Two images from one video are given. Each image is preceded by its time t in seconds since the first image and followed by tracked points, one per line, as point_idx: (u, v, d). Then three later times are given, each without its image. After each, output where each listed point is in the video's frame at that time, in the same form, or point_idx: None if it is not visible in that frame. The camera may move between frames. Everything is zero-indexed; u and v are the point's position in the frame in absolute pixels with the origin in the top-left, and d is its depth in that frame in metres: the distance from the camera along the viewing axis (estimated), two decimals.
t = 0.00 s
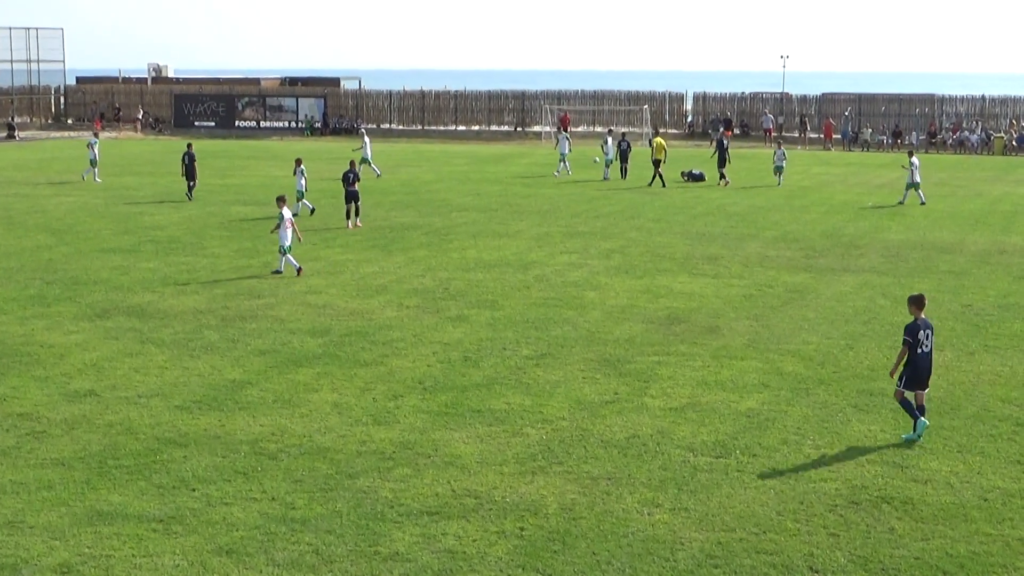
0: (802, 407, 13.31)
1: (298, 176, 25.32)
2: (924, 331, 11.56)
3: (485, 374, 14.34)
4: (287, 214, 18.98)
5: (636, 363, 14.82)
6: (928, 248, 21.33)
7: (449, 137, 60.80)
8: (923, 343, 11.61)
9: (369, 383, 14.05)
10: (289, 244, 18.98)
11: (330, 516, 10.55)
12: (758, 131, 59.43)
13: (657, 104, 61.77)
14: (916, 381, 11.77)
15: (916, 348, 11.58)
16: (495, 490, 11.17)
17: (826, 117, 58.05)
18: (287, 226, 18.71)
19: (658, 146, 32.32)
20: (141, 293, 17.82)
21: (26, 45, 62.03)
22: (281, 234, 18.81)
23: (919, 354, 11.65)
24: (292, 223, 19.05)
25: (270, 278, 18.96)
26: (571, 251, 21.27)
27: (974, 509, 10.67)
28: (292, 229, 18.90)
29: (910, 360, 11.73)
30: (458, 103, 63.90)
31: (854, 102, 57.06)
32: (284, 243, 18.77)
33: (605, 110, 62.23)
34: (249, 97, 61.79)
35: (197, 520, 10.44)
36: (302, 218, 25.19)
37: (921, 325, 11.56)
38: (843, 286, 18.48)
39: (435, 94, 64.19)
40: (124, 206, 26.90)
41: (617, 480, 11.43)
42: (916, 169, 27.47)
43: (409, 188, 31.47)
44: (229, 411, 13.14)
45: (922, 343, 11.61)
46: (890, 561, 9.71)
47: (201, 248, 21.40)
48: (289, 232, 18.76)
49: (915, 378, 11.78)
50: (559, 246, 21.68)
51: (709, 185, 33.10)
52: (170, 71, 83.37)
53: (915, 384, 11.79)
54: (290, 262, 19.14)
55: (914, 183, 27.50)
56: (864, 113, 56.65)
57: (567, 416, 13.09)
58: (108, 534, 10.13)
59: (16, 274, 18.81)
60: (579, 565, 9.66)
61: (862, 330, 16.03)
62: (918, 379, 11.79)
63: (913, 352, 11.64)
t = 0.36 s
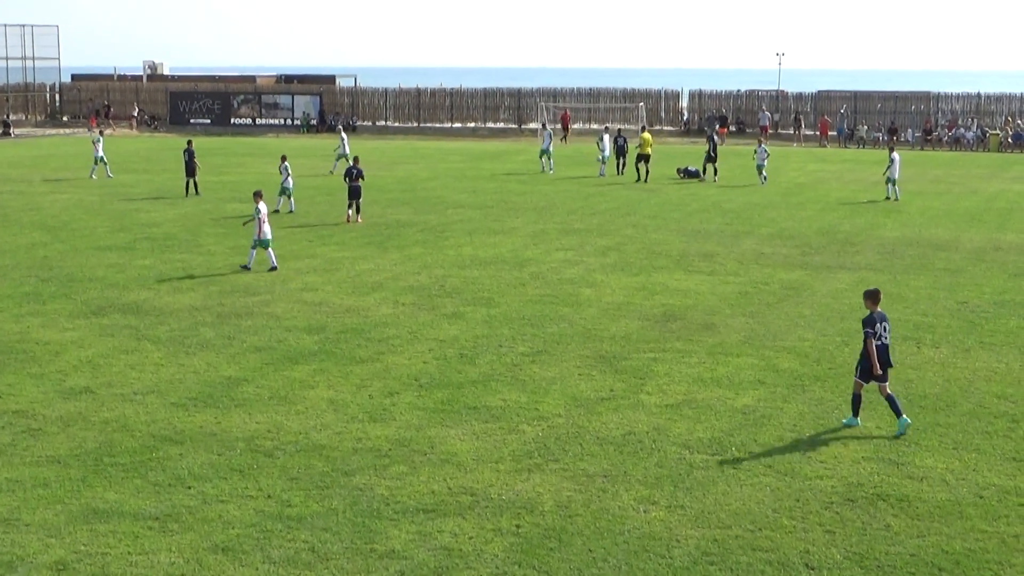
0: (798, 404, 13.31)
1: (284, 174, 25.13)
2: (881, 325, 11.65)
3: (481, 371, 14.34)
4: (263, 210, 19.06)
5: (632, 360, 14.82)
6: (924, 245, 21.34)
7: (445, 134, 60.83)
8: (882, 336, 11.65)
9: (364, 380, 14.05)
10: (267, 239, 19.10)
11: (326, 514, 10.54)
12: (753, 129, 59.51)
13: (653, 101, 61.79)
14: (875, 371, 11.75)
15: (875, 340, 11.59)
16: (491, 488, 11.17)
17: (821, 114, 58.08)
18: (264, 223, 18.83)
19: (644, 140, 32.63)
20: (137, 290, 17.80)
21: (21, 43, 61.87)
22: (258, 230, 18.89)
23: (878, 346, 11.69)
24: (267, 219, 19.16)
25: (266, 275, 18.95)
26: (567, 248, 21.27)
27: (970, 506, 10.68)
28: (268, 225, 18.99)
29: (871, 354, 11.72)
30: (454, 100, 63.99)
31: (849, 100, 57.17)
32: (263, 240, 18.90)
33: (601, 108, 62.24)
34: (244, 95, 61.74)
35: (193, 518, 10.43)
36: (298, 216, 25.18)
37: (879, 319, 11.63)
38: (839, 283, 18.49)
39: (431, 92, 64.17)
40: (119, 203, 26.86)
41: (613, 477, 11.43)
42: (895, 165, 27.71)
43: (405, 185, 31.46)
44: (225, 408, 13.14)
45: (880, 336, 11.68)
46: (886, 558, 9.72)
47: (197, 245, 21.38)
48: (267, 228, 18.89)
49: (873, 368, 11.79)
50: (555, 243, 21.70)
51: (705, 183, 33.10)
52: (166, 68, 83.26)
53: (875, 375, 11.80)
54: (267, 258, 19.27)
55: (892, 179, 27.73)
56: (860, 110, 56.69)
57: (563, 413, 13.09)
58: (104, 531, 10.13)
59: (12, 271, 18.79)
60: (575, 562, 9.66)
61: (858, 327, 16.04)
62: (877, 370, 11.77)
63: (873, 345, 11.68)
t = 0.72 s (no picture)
0: (793, 400, 13.33)
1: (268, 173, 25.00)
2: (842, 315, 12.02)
3: (476, 369, 14.35)
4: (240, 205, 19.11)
5: (628, 357, 14.84)
6: (920, 242, 21.37)
7: (441, 131, 60.77)
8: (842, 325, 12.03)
9: (360, 377, 14.06)
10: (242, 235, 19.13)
11: (322, 510, 10.55)
12: (749, 126, 59.53)
13: (648, 98, 61.82)
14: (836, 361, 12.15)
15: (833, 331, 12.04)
16: (487, 484, 11.18)
17: (817, 111, 58.12)
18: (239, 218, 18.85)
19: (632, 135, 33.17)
20: (133, 287, 17.80)
21: (16, 40, 61.83)
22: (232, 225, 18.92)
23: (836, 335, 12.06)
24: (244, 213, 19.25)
25: (262, 272, 18.95)
26: (563, 245, 21.27)
27: (965, 503, 10.69)
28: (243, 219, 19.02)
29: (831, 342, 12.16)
30: (450, 97, 63.93)
31: (845, 97, 57.20)
32: (236, 234, 18.90)
33: (596, 105, 61.92)
34: (240, 91, 61.68)
35: (189, 514, 10.44)
36: (294, 213, 25.16)
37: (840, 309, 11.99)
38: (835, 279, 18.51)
39: (427, 89, 64.14)
40: (115, 200, 26.84)
41: (609, 474, 11.44)
42: (873, 162, 27.90)
43: (401, 182, 31.44)
44: (221, 405, 13.13)
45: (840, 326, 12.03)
46: (881, 554, 9.74)
47: (193, 242, 21.37)
48: (241, 223, 18.89)
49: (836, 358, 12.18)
50: (551, 240, 21.70)
51: (702, 179, 33.12)
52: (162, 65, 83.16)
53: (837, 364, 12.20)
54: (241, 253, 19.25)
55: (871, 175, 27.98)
56: (855, 107, 56.74)
57: (559, 411, 13.11)
58: (100, 528, 10.13)
59: (8, 268, 18.78)
60: (571, 559, 9.68)
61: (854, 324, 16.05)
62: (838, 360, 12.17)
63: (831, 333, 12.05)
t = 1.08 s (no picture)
0: (788, 395, 13.34)
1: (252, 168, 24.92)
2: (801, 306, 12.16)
3: (471, 364, 14.35)
4: (212, 199, 19.19)
5: (623, 352, 14.85)
6: (915, 237, 21.38)
7: (437, 126, 60.72)
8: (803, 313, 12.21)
9: (355, 372, 14.06)
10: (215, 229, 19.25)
11: (317, 506, 10.54)
12: (745, 121, 59.54)
13: (643, 94, 61.85)
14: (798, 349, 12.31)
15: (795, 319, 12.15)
16: (482, 480, 11.18)
17: (812, 106, 58.15)
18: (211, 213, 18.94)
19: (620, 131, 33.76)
20: (127, 282, 17.78)
21: (10, 35, 61.72)
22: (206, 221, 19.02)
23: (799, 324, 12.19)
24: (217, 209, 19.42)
25: (256, 267, 18.93)
26: (558, 240, 21.26)
27: (959, 498, 10.70)
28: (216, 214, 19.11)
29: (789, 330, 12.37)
30: (445, 92, 63.73)
31: (840, 92, 57.20)
32: (209, 229, 19.01)
33: (591, 100, 62.10)
34: (235, 87, 61.58)
35: (183, 510, 10.44)
36: (289, 207, 25.14)
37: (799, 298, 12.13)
38: (831, 275, 18.52)
39: (422, 84, 64.08)
40: (109, 195, 26.80)
41: (604, 469, 11.44)
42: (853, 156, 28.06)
43: (397, 177, 31.42)
44: (216, 400, 13.12)
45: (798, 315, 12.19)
46: (876, 549, 9.74)
47: (187, 237, 21.35)
48: (214, 218, 18.99)
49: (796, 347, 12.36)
50: (546, 235, 21.69)
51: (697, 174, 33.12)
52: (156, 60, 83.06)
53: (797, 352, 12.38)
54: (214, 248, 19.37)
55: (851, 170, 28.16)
56: (850, 103, 56.76)
57: (554, 405, 13.11)
58: (95, 524, 10.12)
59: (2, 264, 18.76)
60: (566, 554, 9.67)
61: (849, 319, 16.06)
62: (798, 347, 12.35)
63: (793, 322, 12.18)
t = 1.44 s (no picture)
0: (783, 391, 13.35)
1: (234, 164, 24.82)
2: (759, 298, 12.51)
3: (466, 359, 14.36)
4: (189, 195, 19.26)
5: (618, 347, 14.85)
6: (910, 233, 21.40)
7: (433, 122, 60.67)
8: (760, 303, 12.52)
9: (351, 367, 14.06)
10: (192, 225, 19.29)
11: (312, 501, 10.55)
12: (740, 116, 59.55)
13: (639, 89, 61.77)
14: (757, 339, 12.67)
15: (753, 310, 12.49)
16: (477, 475, 11.18)
17: (807, 101, 58.08)
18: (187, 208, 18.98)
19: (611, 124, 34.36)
20: (122, 278, 17.76)
21: (5, 30, 61.60)
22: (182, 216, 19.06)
23: (758, 314, 12.52)
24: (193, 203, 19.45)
25: (252, 263, 18.91)
26: (554, 235, 21.26)
27: (954, 493, 10.72)
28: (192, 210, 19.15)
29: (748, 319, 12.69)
30: (440, 88, 63.80)
31: (835, 88, 57.20)
32: (185, 225, 19.04)
33: (586, 94, 62.39)
34: (230, 82, 61.44)
35: (178, 505, 10.44)
36: (285, 203, 25.11)
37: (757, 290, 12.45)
38: (826, 270, 18.52)
39: (417, 79, 64.02)
40: (104, 191, 26.75)
41: (599, 464, 11.45)
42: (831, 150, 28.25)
43: (392, 172, 31.38)
44: (211, 396, 13.12)
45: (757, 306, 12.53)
46: (871, 545, 9.75)
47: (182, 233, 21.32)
48: (190, 213, 19.04)
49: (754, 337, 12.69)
50: (541, 230, 21.68)
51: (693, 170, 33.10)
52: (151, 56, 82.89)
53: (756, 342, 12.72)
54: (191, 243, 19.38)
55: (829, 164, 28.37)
56: (845, 98, 56.75)
57: (549, 401, 13.11)
58: (90, 519, 10.12)
59: None
60: (561, 549, 9.68)
61: (844, 315, 16.06)
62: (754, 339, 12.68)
63: (750, 315, 12.47)
